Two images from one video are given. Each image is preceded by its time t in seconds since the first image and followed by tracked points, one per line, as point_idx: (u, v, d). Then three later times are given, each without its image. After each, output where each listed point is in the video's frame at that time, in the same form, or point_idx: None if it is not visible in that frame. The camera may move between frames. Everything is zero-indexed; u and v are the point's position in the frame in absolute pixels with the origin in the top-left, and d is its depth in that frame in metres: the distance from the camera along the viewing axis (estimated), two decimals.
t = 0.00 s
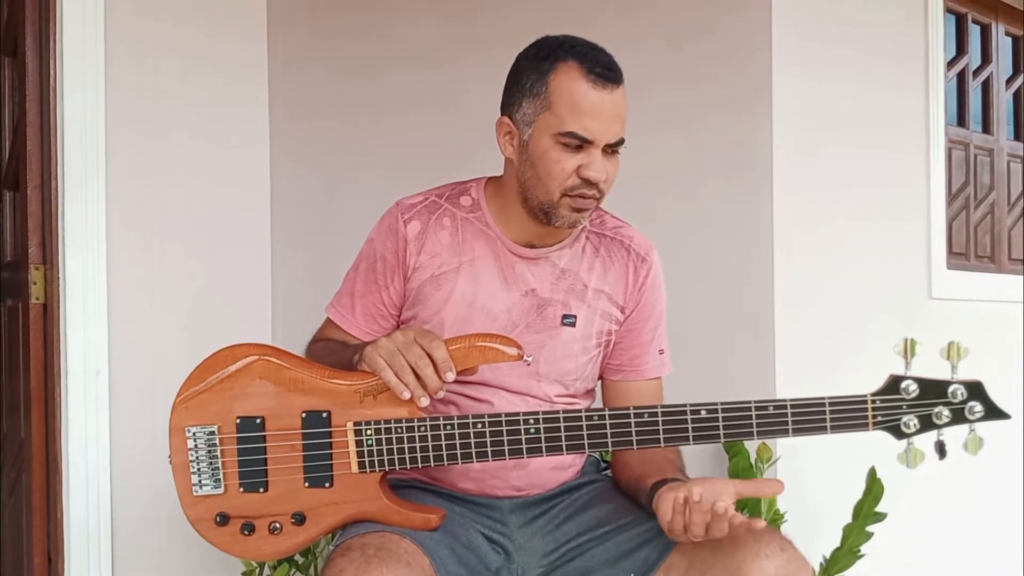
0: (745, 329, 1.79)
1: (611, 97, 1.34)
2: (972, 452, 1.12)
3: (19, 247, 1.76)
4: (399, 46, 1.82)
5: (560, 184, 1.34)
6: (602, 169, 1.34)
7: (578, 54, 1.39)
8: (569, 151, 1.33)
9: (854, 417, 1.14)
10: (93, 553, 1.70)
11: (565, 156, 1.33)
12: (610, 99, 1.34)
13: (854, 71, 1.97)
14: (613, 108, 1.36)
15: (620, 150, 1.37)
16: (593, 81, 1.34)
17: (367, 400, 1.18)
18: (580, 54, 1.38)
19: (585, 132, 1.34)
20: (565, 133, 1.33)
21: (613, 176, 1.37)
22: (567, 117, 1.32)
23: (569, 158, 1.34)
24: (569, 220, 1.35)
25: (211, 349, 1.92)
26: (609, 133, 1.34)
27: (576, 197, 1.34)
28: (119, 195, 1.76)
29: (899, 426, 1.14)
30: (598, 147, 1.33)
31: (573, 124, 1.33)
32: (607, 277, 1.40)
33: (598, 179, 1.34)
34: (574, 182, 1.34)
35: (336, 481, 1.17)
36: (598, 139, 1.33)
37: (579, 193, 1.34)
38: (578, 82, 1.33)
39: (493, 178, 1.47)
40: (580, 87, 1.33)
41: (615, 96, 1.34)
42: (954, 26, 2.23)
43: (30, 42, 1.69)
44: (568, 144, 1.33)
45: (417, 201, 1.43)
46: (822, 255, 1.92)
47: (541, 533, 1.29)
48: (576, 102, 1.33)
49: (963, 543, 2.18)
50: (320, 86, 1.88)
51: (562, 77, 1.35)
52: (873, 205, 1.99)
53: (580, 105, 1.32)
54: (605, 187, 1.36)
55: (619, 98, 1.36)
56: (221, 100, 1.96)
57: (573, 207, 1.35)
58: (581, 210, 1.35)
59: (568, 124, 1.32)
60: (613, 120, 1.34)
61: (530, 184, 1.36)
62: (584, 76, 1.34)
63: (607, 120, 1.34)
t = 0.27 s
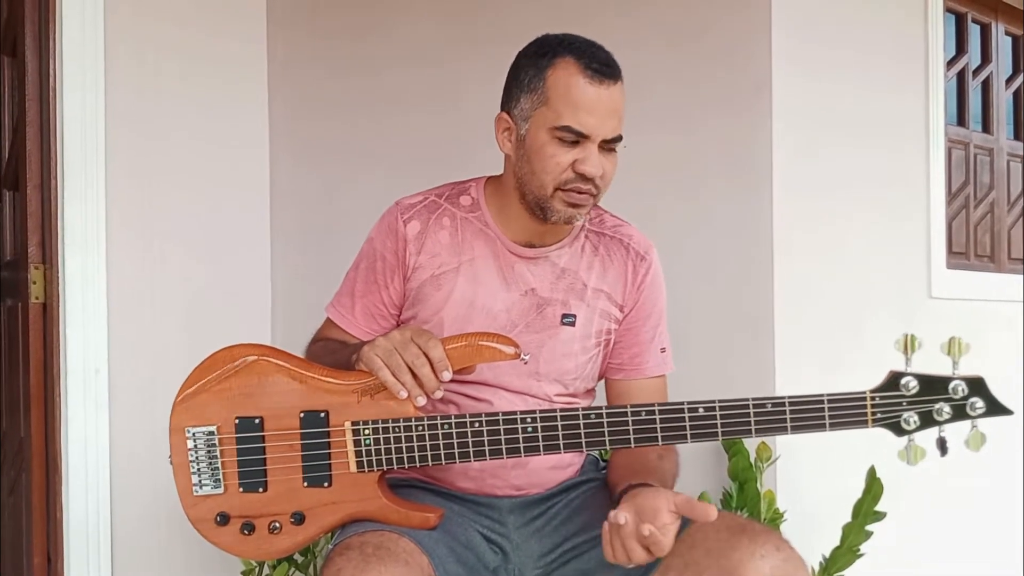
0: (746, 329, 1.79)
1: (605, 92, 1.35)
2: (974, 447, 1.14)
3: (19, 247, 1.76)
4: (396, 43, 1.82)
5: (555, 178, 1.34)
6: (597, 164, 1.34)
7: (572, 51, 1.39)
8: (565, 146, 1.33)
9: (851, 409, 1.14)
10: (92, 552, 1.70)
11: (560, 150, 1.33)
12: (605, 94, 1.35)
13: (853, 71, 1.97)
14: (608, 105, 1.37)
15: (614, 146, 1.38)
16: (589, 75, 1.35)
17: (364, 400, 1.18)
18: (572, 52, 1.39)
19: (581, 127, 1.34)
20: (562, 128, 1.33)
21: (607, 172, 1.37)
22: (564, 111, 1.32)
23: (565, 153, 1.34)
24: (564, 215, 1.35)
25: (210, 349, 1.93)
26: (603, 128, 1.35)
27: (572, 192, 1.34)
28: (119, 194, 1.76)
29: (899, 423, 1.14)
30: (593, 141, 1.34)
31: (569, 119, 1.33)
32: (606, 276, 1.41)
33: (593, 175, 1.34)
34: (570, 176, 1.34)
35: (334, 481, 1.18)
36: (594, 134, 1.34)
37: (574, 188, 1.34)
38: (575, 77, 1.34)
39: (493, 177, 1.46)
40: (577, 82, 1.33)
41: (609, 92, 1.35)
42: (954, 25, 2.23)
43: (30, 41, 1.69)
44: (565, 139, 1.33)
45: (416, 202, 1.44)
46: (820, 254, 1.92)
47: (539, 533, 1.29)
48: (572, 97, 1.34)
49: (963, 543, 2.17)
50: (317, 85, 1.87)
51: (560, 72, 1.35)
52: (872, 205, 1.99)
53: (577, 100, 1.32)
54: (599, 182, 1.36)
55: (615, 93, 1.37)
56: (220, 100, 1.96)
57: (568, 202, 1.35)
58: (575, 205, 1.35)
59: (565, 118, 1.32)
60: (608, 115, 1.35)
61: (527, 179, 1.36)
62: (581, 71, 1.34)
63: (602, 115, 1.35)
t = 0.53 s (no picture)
0: (746, 328, 1.80)
1: (579, 75, 1.39)
2: (977, 444, 1.14)
3: (19, 245, 1.76)
4: (394, 41, 1.82)
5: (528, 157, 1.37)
6: (568, 143, 1.36)
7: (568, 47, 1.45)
8: (540, 122, 1.38)
9: (852, 407, 1.13)
10: (92, 551, 1.70)
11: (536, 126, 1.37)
12: (579, 77, 1.39)
13: (854, 68, 1.97)
14: (586, 89, 1.40)
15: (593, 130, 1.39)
16: (568, 63, 1.40)
17: (362, 399, 1.18)
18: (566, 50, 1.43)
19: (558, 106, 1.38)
20: (536, 109, 1.38)
21: (585, 155, 1.38)
22: (540, 87, 1.38)
23: (540, 129, 1.38)
24: (537, 194, 1.37)
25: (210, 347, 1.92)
26: (577, 109, 1.37)
27: (543, 167, 1.36)
28: (119, 191, 1.76)
29: (900, 420, 1.14)
30: (566, 122, 1.37)
31: (546, 96, 1.38)
32: (608, 275, 1.40)
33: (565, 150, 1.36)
34: (541, 155, 1.37)
35: (333, 479, 1.18)
36: (566, 115, 1.37)
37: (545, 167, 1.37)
38: (557, 60, 1.41)
39: (493, 174, 1.46)
40: (557, 63, 1.39)
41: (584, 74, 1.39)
42: (954, 23, 2.22)
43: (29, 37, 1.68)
44: (538, 119, 1.38)
45: (417, 200, 1.44)
46: (821, 252, 1.91)
47: (539, 531, 1.29)
48: (552, 77, 1.40)
49: (964, 543, 2.17)
50: (316, 84, 1.88)
51: (544, 57, 1.43)
52: (873, 203, 1.98)
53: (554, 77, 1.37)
54: (575, 163, 1.37)
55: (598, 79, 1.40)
56: (219, 98, 1.96)
57: (539, 177, 1.37)
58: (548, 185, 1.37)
59: (538, 100, 1.38)
60: (582, 97, 1.38)
61: (506, 161, 1.41)
62: (563, 55, 1.41)
63: (576, 96, 1.38)
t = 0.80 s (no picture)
0: (747, 326, 1.79)
1: (572, 71, 1.39)
2: (982, 437, 1.13)
3: (20, 243, 1.76)
4: (395, 39, 1.83)
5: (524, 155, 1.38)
6: (563, 140, 1.36)
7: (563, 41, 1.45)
8: (534, 118, 1.38)
9: (853, 398, 1.13)
10: (94, 550, 1.69)
11: (529, 122, 1.38)
12: (573, 72, 1.39)
13: (855, 66, 1.97)
14: (581, 84, 1.40)
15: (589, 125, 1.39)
16: (561, 59, 1.40)
17: (362, 396, 1.18)
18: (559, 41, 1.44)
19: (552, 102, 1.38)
20: (530, 106, 1.38)
21: (581, 150, 1.38)
22: (533, 84, 1.38)
23: (535, 125, 1.38)
24: (534, 192, 1.37)
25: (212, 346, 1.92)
26: (572, 105, 1.37)
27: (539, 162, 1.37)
28: (120, 188, 1.76)
29: (902, 413, 1.13)
30: (560, 118, 1.37)
31: (538, 92, 1.38)
32: (608, 272, 1.40)
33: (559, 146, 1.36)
34: (537, 152, 1.37)
35: (335, 477, 1.18)
36: (561, 111, 1.37)
37: (542, 164, 1.37)
38: (549, 55, 1.41)
39: (494, 172, 1.46)
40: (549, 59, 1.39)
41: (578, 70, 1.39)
42: (956, 20, 2.22)
43: (30, 34, 1.68)
44: (533, 116, 1.38)
45: (418, 198, 1.44)
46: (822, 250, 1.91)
47: (541, 529, 1.29)
48: (545, 73, 1.40)
49: (967, 541, 2.16)
50: (316, 80, 1.90)
51: (538, 53, 1.43)
52: (875, 201, 1.98)
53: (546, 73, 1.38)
54: (571, 159, 1.37)
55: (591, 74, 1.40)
56: (220, 97, 1.96)
57: (535, 173, 1.37)
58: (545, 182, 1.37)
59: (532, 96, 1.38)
60: (577, 93, 1.38)
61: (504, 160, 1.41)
62: (556, 50, 1.41)
63: (570, 92, 1.38)
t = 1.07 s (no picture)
0: (750, 321, 1.79)
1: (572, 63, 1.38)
2: (984, 430, 1.12)
3: (22, 239, 1.75)
4: (397, 35, 1.83)
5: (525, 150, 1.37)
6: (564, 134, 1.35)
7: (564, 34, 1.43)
8: (534, 113, 1.37)
9: (854, 390, 1.12)
10: (97, 545, 1.69)
11: (529, 117, 1.37)
12: (573, 65, 1.37)
13: (859, 61, 1.96)
14: (581, 77, 1.38)
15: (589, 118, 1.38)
16: (560, 51, 1.39)
17: (364, 392, 1.18)
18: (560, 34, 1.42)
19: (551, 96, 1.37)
20: (530, 101, 1.37)
21: (583, 144, 1.37)
22: (532, 79, 1.37)
23: (535, 121, 1.37)
24: (537, 187, 1.36)
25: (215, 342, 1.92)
26: (572, 99, 1.36)
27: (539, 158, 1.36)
28: (122, 185, 1.75)
29: (904, 406, 1.13)
30: (561, 112, 1.36)
31: (538, 87, 1.37)
32: (610, 266, 1.40)
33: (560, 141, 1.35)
34: (538, 147, 1.36)
35: (337, 472, 1.18)
36: (561, 105, 1.36)
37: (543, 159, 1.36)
38: (548, 49, 1.39)
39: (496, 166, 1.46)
40: (547, 53, 1.38)
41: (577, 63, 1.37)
42: (960, 15, 2.21)
43: (31, 29, 1.67)
44: (533, 111, 1.37)
45: (420, 193, 1.43)
46: (825, 245, 1.91)
47: (543, 524, 1.29)
48: (544, 67, 1.38)
49: (970, 537, 2.16)
50: (318, 76, 1.91)
51: (536, 47, 1.41)
52: (878, 196, 1.97)
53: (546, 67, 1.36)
54: (573, 153, 1.36)
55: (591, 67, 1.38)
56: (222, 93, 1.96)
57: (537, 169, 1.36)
58: (548, 178, 1.36)
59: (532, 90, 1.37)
60: (577, 86, 1.37)
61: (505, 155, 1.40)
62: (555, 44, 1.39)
63: (570, 85, 1.37)
